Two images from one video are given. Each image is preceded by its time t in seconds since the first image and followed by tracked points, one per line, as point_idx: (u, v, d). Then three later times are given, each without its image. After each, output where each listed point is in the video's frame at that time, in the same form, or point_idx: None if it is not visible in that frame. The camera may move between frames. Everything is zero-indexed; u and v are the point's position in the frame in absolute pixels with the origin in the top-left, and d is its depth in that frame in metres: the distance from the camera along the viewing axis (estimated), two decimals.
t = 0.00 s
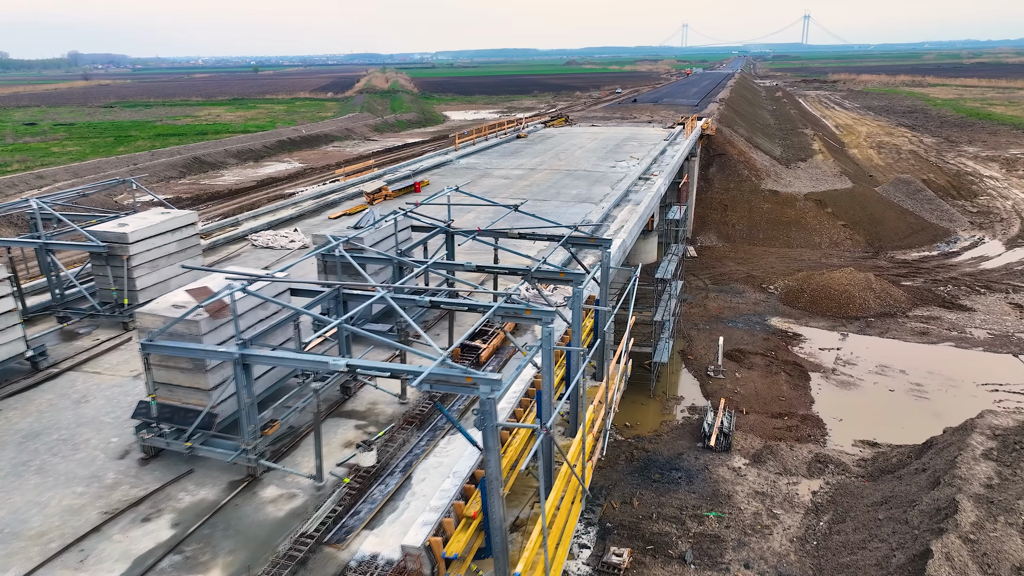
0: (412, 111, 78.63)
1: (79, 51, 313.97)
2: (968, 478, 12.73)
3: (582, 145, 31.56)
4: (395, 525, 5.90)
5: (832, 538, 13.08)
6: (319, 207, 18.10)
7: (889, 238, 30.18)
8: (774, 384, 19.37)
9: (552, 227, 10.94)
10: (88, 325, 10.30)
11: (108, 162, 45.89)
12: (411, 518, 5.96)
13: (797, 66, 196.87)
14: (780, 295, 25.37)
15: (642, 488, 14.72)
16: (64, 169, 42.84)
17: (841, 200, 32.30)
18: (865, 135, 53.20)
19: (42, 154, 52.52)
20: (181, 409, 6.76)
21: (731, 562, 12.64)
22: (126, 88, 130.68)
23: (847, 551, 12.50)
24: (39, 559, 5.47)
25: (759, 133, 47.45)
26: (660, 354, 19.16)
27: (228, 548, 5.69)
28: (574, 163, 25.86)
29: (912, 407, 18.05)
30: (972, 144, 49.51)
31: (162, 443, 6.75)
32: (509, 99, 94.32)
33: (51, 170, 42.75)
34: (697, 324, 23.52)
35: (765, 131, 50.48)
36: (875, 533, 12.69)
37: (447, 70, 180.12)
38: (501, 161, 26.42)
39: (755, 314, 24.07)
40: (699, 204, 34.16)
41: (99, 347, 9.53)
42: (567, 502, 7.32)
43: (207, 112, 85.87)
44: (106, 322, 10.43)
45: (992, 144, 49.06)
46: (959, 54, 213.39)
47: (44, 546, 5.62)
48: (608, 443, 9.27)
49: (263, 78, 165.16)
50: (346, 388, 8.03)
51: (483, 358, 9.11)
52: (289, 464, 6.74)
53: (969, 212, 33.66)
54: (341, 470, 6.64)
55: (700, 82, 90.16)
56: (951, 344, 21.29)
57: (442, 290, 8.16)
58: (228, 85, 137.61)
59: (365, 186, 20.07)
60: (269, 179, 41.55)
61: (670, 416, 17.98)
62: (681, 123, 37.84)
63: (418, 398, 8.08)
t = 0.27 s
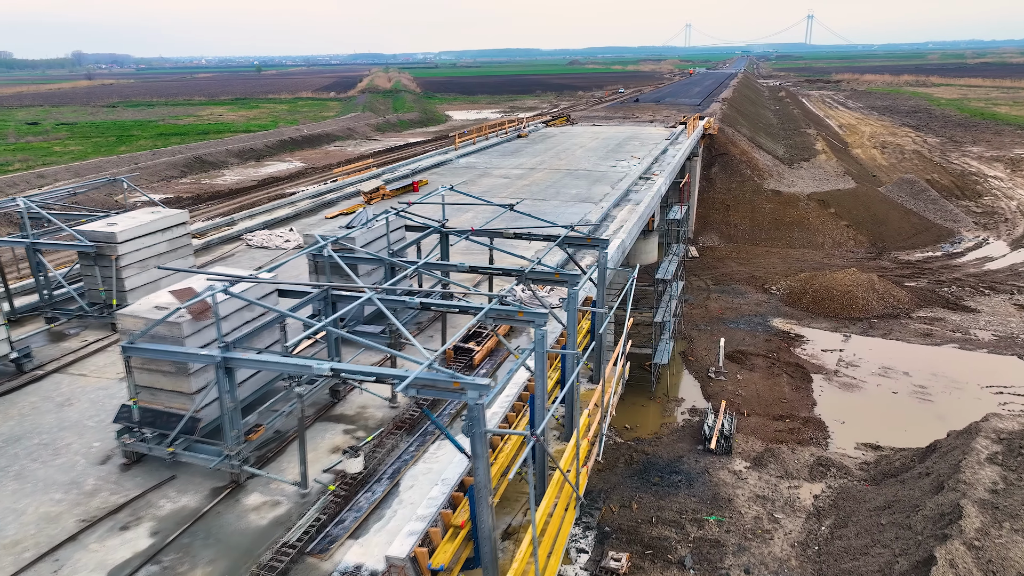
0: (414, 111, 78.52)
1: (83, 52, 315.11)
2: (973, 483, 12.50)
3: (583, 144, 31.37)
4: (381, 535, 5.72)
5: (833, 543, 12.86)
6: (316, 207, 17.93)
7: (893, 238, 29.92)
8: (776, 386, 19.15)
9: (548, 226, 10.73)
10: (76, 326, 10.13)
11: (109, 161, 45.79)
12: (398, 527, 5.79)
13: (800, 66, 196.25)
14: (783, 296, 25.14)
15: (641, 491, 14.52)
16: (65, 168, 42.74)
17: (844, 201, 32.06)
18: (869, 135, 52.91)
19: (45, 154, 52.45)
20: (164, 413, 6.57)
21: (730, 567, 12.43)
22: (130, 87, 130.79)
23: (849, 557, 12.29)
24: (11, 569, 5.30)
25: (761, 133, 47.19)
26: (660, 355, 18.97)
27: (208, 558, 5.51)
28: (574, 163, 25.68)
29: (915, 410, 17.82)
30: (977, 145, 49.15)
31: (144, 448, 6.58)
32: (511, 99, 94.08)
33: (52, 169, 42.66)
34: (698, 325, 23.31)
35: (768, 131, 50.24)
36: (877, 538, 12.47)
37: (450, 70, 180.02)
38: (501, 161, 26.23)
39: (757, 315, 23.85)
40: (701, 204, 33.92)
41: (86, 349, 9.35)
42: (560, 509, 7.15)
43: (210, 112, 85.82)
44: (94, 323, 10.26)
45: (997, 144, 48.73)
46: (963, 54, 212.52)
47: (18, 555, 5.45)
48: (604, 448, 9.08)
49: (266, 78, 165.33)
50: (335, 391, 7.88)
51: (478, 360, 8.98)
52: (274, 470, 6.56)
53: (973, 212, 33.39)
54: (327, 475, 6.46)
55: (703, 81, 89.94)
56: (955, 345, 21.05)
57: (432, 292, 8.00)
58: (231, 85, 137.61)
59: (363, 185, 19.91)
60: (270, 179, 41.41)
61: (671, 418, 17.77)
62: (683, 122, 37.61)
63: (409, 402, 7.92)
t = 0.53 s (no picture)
0: (416, 110, 78.40)
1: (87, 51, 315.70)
2: (977, 488, 12.29)
3: (584, 144, 31.15)
4: (364, 545, 5.53)
5: (835, 548, 12.64)
6: (312, 206, 17.76)
7: (896, 238, 29.66)
8: (777, 388, 18.92)
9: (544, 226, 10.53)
10: (64, 327, 9.96)
11: (110, 161, 45.68)
12: (382, 536, 5.60)
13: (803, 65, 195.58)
14: (785, 297, 24.90)
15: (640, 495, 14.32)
16: (66, 168, 42.63)
17: (847, 200, 31.81)
18: (872, 135, 52.61)
19: (46, 153, 52.37)
20: (145, 417, 6.38)
21: (730, 572, 12.22)
22: (133, 87, 130.88)
23: (851, 563, 12.06)
24: None
25: (764, 132, 46.91)
26: (660, 357, 18.78)
27: (185, 568, 5.33)
28: (575, 162, 25.48)
29: (918, 412, 17.59)
30: (981, 145, 48.81)
31: (124, 453, 6.39)
32: (513, 99, 93.89)
33: (53, 168, 42.57)
34: (699, 326, 23.10)
35: (771, 131, 49.97)
36: (880, 543, 12.25)
37: (452, 70, 179.89)
38: (500, 160, 26.03)
39: (759, 316, 23.61)
40: (703, 204, 33.69)
41: (73, 350, 9.18)
42: (552, 517, 6.97)
43: (212, 111, 85.80)
44: (82, 324, 10.09)
45: (1001, 144, 48.41)
46: (967, 54, 211.77)
47: None
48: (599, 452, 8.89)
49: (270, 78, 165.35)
50: (323, 394, 7.70)
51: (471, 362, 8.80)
52: (258, 476, 6.38)
53: (977, 213, 33.11)
54: (313, 482, 6.28)
55: (705, 81, 89.63)
56: (959, 347, 20.81)
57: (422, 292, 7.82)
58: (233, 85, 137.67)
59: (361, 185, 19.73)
60: (270, 179, 41.26)
61: (671, 420, 17.56)
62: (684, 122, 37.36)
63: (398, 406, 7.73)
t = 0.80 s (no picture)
0: (418, 110, 78.29)
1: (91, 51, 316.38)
2: (983, 493, 12.05)
3: (585, 143, 30.95)
4: (347, 555, 5.34)
5: (837, 553, 12.41)
6: (309, 205, 17.59)
7: (900, 239, 29.40)
8: (779, 389, 18.69)
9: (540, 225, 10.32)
10: (51, 328, 9.79)
11: (111, 160, 45.60)
12: (366, 546, 5.41)
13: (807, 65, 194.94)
14: (787, 297, 24.66)
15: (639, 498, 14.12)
16: (67, 167, 42.55)
17: (850, 200, 31.56)
18: (876, 135, 52.33)
19: (48, 152, 52.33)
20: (125, 421, 6.19)
21: None
22: (136, 87, 131.08)
23: (853, 568, 11.84)
24: None
25: (766, 132, 46.65)
26: (660, 358, 18.58)
27: None
28: (575, 161, 25.29)
29: (922, 415, 17.34)
30: (985, 144, 48.50)
31: (104, 458, 6.20)
32: (515, 98, 93.72)
33: (54, 167, 42.50)
34: (700, 326, 22.88)
35: (774, 130, 49.73)
36: (883, 549, 12.02)
37: (455, 70, 179.80)
38: (500, 159, 25.85)
39: (761, 316, 23.38)
40: (705, 204, 33.46)
41: (58, 351, 9.00)
42: (544, 525, 6.78)
43: (214, 111, 85.78)
44: (69, 325, 9.90)
45: (1005, 143, 48.09)
46: (971, 54, 211.13)
47: None
48: (594, 457, 8.70)
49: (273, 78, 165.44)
50: (311, 397, 7.53)
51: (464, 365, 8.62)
52: (240, 482, 6.19)
53: (981, 213, 32.83)
54: (297, 488, 6.11)
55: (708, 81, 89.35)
56: (963, 348, 20.56)
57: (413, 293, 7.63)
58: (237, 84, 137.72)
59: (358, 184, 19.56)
60: (271, 178, 41.14)
61: (671, 422, 17.35)
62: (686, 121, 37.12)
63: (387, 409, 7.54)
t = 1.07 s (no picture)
0: (420, 109, 78.13)
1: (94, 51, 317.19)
2: (988, 497, 11.82)
3: (585, 142, 30.75)
4: (329, 565, 5.16)
5: (839, 558, 12.19)
6: (306, 204, 17.41)
7: (903, 239, 29.14)
8: (781, 391, 18.47)
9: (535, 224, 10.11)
10: (38, 328, 9.62)
11: (112, 159, 45.51)
12: (349, 556, 5.23)
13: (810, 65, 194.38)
14: (789, 298, 24.41)
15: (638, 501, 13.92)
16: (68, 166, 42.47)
17: (853, 200, 31.30)
18: (879, 134, 52.04)
19: (50, 151, 52.28)
20: (103, 425, 6.00)
21: None
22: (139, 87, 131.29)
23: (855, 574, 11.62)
24: None
25: (769, 132, 46.37)
26: (660, 359, 18.37)
27: None
28: (575, 160, 25.09)
29: (926, 417, 17.10)
30: (989, 144, 48.16)
31: (82, 464, 6.03)
32: (517, 98, 93.54)
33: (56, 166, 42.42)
34: (701, 327, 22.66)
35: (776, 130, 49.46)
36: (886, 554, 11.79)
37: (457, 70, 179.71)
38: (500, 159, 25.64)
39: (763, 317, 23.14)
40: (707, 203, 33.23)
41: (44, 353, 8.83)
42: (535, 532, 6.59)
43: (216, 110, 85.71)
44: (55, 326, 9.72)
45: (1010, 143, 47.75)
46: (974, 53, 210.35)
47: None
48: (589, 462, 8.50)
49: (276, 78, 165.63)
50: (298, 401, 7.36)
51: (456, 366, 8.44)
52: (222, 489, 6.01)
53: (986, 213, 32.54)
54: (280, 495, 5.93)
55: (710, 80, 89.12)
56: (967, 350, 20.30)
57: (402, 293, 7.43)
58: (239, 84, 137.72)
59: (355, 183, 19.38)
60: (272, 177, 41.02)
61: (671, 424, 17.13)
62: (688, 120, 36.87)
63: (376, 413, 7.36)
